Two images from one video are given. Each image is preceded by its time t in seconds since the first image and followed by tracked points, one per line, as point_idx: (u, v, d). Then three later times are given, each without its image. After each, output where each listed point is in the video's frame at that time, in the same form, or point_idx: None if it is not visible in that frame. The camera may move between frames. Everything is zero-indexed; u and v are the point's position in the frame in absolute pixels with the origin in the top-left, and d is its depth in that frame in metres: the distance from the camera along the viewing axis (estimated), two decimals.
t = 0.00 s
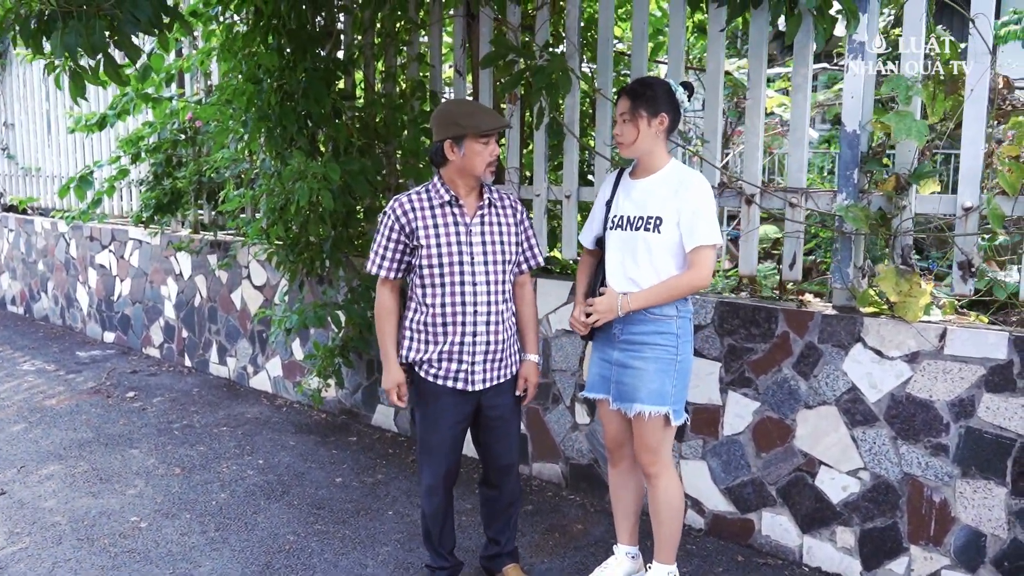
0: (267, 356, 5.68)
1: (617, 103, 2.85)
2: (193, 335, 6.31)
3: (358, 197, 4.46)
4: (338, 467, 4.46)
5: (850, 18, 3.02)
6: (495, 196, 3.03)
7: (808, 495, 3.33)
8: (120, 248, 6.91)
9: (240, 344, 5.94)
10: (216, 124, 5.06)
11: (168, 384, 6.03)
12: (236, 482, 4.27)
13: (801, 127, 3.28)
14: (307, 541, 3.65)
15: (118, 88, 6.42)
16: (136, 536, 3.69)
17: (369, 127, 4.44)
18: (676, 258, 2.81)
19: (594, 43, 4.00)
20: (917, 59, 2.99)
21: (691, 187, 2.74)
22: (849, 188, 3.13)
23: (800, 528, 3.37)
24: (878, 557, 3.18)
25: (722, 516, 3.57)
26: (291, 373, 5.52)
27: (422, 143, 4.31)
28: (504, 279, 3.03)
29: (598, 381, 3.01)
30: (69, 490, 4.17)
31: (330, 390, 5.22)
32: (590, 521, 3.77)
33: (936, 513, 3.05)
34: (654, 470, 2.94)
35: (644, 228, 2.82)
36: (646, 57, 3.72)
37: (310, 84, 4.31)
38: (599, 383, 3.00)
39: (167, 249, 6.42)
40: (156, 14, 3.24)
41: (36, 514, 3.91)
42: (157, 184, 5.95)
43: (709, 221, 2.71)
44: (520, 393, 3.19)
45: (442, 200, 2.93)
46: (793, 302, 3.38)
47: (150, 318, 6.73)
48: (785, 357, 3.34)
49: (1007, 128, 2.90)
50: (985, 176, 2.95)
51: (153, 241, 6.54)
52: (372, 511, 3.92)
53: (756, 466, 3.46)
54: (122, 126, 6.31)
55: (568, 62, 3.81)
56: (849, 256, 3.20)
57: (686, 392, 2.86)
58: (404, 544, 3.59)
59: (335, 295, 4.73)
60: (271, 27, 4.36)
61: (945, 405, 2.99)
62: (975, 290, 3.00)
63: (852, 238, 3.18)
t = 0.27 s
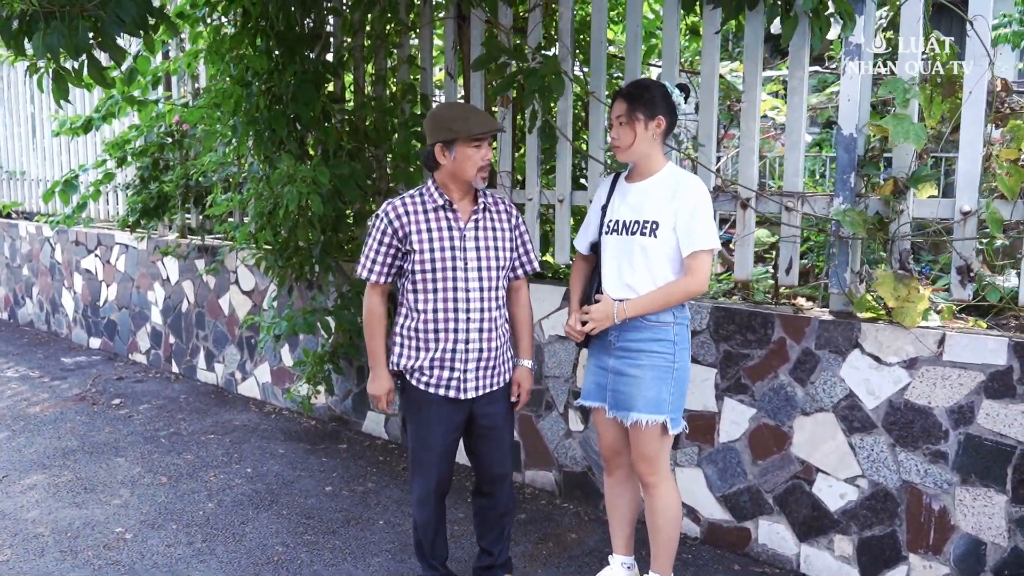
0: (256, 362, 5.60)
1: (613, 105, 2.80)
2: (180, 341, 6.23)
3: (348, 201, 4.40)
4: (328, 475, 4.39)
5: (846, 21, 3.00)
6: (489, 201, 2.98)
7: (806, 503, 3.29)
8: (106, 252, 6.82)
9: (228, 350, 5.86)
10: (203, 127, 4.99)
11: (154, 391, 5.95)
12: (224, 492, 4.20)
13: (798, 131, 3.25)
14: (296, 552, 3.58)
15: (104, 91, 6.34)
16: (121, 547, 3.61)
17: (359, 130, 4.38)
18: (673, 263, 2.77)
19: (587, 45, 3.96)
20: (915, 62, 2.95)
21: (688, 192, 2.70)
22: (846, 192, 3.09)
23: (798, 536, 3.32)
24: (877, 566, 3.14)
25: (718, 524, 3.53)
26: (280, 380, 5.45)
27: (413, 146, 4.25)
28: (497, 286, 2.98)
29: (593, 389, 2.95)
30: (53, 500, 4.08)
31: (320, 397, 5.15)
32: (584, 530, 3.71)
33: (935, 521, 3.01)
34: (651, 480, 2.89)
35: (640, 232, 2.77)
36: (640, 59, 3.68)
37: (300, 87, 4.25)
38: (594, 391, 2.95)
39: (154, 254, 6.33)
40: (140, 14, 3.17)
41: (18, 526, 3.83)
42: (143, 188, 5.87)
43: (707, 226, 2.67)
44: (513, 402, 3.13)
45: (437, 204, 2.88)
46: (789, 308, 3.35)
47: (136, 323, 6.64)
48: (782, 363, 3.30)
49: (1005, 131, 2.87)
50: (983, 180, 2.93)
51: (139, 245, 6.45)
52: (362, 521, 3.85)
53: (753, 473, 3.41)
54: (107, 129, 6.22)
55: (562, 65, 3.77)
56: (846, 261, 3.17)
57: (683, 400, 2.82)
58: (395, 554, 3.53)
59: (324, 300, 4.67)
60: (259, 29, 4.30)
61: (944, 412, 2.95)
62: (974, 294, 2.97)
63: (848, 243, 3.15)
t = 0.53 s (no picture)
0: (246, 370, 5.54)
1: (613, 110, 2.76)
2: (169, 348, 6.16)
3: (340, 207, 4.35)
4: (319, 485, 4.33)
5: (844, 25, 2.97)
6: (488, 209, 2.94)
7: (804, 513, 3.25)
8: (93, 259, 6.74)
9: (217, 357, 5.79)
10: (193, 132, 4.93)
11: (143, 399, 5.87)
12: (213, 502, 4.13)
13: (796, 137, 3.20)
14: (287, 564, 3.52)
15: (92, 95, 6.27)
16: (108, 560, 3.54)
17: (351, 135, 4.33)
18: (674, 270, 2.72)
19: (581, 50, 3.92)
20: (914, 67, 2.92)
21: (690, 198, 2.66)
22: (843, 199, 3.09)
23: (796, 546, 3.28)
24: None
25: (716, 534, 3.48)
26: (271, 388, 5.38)
27: (406, 151, 4.21)
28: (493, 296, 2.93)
29: (593, 399, 2.91)
30: (39, 512, 4.01)
31: (311, 405, 5.09)
32: (580, 540, 3.66)
33: (936, 531, 2.98)
34: (651, 491, 2.85)
35: (641, 239, 2.73)
36: (636, 64, 3.64)
37: (291, 91, 4.19)
38: (594, 401, 2.91)
39: (143, 260, 6.26)
40: (129, 18, 3.11)
41: (3, 538, 3.75)
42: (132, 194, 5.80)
43: (709, 233, 2.62)
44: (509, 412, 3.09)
45: (439, 214, 2.82)
46: (787, 315, 3.32)
47: (124, 330, 6.56)
48: (780, 371, 3.26)
49: (1005, 137, 2.84)
50: (983, 185, 2.90)
51: (128, 252, 6.38)
52: (355, 531, 3.79)
53: (751, 483, 3.38)
54: (95, 133, 6.15)
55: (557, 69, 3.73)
56: (846, 268, 3.14)
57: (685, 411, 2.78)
58: (388, 566, 3.47)
59: (316, 307, 4.61)
60: (250, 32, 4.25)
61: (945, 420, 2.92)
62: (974, 302, 2.92)
63: (848, 249, 3.13)
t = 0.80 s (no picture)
0: (236, 379, 5.46)
1: (615, 115, 2.72)
2: (157, 357, 6.08)
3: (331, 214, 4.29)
4: (310, 496, 4.26)
5: (843, 28, 2.93)
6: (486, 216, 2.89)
7: (804, 522, 3.21)
8: (80, 266, 6.65)
9: (206, 366, 5.71)
10: (181, 137, 4.86)
11: (130, 408, 5.78)
12: (202, 514, 4.06)
13: (794, 142, 3.17)
14: None
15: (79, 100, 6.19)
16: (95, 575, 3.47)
17: (342, 140, 4.27)
18: (678, 278, 2.68)
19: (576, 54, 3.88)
20: (914, 71, 2.89)
21: (694, 205, 2.61)
22: (843, 204, 3.03)
23: (796, 556, 3.24)
24: None
25: (715, 544, 3.43)
26: (261, 397, 5.31)
27: (398, 157, 4.15)
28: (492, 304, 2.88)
29: (594, 409, 2.86)
30: (23, 525, 3.93)
31: (302, 414, 5.02)
32: (576, 551, 3.61)
33: (938, 540, 2.94)
34: (653, 503, 2.80)
35: (643, 246, 2.68)
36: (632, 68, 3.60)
37: (281, 96, 4.13)
38: (595, 411, 2.86)
39: (130, 267, 6.18)
40: (115, 21, 3.05)
41: None
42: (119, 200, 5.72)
43: (713, 241, 2.58)
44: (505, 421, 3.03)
45: (436, 220, 2.77)
46: (786, 322, 3.27)
47: (112, 339, 6.47)
48: (779, 379, 3.22)
49: (1006, 142, 2.81)
50: (984, 190, 2.86)
51: (115, 259, 6.29)
52: (347, 544, 3.73)
53: (750, 492, 3.33)
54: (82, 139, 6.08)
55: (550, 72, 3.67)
56: (846, 274, 3.10)
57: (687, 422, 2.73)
58: None
59: (306, 314, 4.55)
60: (239, 36, 4.19)
61: (947, 428, 2.89)
62: (976, 309, 2.90)
63: (847, 255, 3.09)
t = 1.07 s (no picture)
0: (222, 386, 5.38)
1: (615, 117, 2.67)
2: (142, 364, 5.98)
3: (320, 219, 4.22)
4: (299, 506, 4.18)
5: (841, 31, 2.90)
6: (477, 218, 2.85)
7: (802, 532, 3.16)
8: (64, 272, 6.55)
9: (193, 373, 5.62)
10: (166, 141, 4.78)
11: (115, 416, 5.69)
12: (188, 526, 3.97)
13: (790, 145, 3.13)
14: None
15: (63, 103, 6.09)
16: None
17: (331, 144, 4.20)
18: (679, 284, 2.63)
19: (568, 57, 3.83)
20: (913, 74, 2.85)
21: (695, 209, 2.56)
22: (841, 209, 3.01)
23: (794, 566, 3.19)
24: None
25: (712, 554, 3.38)
26: (249, 404, 5.23)
27: (388, 161, 4.09)
28: (487, 308, 2.83)
29: (592, 419, 2.80)
30: (4, 538, 3.83)
31: (290, 422, 4.94)
32: (570, 561, 3.55)
33: (939, 550, 2.89)
34: (652, 515, 2.74)
35: (643, 251, 2.63)
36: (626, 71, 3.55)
37: (268, 99, 4.06)
38: (593, 421, 2.80)
39: (115, 273, 6.09)
40: (98, 21, 2.98)
41: None
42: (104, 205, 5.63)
43: (715, 245, 2.53)
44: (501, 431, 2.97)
45: (428, 225, 2.71)
46: (783, 328, 3.23)
47: (96, 346, 6.37)
48: (777, 386, 3.17)
49: (1005, 145, 2.77)
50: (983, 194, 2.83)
51: (99, 265, 6.20)
52: (336, 555, 3.65)
53: (747, 501, 3.28)
54: (66, 143, 5.99)
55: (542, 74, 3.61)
56: (843, 279, 3.05)
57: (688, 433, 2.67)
58: None
59: (295, 321, 4.47)
60: (226, 39, 4.12)
61: (947, 436, 2.84)
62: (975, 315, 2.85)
63: (844, 259, 3.04)
